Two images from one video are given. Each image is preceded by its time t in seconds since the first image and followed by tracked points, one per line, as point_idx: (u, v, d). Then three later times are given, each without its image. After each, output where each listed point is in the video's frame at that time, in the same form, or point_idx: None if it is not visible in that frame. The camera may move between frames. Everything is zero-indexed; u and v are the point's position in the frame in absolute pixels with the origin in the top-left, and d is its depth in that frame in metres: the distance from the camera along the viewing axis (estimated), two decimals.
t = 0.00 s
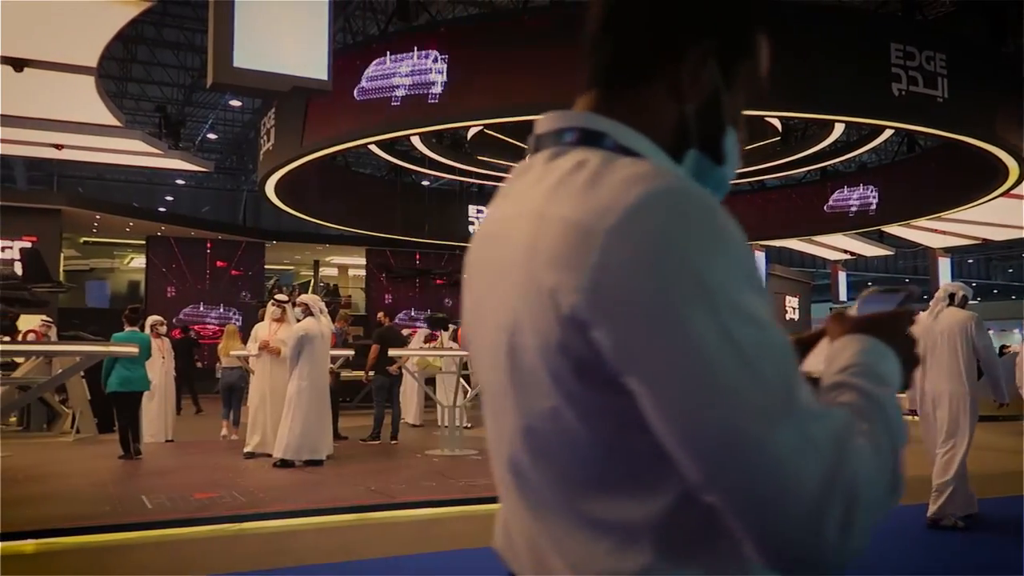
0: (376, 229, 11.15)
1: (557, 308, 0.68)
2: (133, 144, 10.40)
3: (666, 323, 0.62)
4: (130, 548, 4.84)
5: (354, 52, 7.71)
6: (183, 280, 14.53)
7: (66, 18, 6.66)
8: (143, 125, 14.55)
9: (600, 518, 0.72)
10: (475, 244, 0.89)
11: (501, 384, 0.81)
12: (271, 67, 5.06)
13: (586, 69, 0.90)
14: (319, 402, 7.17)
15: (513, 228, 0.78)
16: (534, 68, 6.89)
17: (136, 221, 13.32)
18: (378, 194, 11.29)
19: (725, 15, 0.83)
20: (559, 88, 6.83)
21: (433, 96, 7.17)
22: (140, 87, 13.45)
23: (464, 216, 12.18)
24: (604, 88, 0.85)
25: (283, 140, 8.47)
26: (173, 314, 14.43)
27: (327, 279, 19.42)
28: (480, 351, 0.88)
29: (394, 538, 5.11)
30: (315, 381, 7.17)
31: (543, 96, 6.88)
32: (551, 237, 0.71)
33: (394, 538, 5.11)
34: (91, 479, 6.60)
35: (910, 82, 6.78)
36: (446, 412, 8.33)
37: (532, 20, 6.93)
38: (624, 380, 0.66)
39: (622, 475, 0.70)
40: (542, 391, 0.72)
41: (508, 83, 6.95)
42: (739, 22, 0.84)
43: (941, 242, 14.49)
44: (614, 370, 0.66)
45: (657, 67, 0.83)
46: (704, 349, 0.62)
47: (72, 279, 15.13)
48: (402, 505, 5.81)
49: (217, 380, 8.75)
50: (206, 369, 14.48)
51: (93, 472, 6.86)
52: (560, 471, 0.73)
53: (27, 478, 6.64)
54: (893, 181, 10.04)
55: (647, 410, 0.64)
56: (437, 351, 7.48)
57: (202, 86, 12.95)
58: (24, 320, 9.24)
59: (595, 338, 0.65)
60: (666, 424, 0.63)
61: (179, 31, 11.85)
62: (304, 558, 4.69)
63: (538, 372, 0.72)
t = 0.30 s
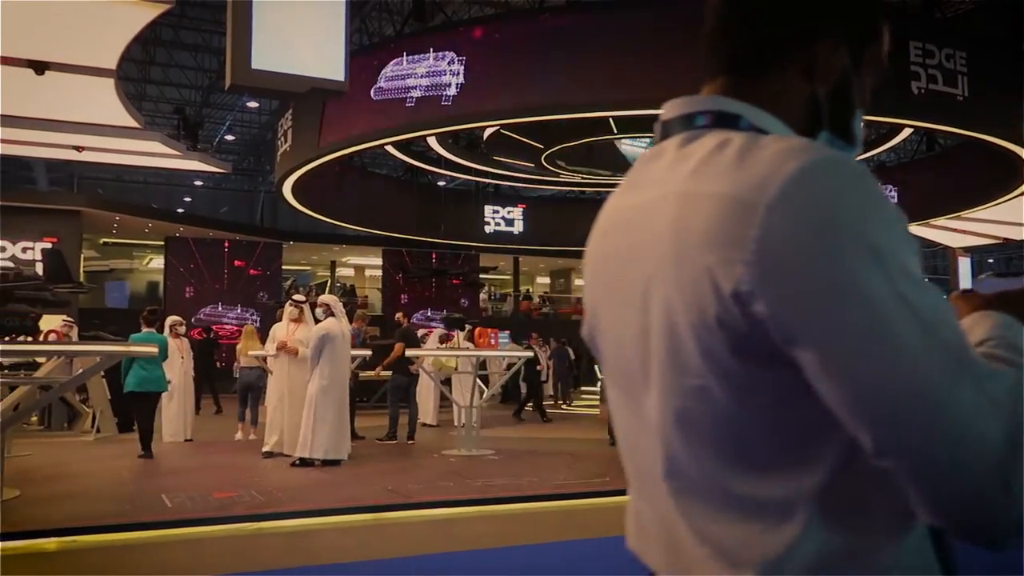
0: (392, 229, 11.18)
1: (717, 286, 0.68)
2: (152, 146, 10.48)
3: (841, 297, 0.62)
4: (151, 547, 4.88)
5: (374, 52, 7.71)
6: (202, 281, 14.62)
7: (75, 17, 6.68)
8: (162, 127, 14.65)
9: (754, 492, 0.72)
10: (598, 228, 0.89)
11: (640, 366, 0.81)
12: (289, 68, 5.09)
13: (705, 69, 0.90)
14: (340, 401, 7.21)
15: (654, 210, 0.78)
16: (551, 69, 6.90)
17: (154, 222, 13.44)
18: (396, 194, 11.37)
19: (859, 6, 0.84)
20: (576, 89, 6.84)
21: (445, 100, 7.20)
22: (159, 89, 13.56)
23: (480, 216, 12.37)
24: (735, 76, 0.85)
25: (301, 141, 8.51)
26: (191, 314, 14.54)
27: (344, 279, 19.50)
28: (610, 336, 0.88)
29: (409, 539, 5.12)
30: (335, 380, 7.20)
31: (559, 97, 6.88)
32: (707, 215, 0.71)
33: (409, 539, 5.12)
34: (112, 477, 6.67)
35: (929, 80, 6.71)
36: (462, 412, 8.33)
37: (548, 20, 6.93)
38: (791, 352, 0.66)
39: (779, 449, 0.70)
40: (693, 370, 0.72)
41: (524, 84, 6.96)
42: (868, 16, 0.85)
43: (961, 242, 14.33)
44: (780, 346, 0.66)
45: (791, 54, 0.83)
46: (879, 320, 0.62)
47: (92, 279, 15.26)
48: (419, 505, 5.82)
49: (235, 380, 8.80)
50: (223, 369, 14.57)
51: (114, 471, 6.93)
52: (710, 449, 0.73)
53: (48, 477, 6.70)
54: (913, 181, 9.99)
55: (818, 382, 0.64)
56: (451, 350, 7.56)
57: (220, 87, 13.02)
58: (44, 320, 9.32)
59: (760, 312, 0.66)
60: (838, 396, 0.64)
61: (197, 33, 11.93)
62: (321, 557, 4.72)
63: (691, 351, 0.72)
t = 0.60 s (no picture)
0: (410, 229, 11.22)
1: (852, 297, 0.78)
2: (172, 147, 10.55)
3: (968, 310, 0.72)
4: (175, 545, 4.92)
5: (392, 53, 7.73)
6: (221, 281, 14.70)
7: (80, 18, 6.67)
8: (182, 128, 14.74)
9: (890, 500, 0.80)
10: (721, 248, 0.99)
11: (769, 376, 0.91)
12: (309, 71, 5.12)
13: (820, 86, 0.98)
14: (361, 401, 7.24)
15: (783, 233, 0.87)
16: (569, 69, 6.90)
17: (173, 223, 13.53)
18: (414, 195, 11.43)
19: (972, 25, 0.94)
20: (594, 88, 6.83)
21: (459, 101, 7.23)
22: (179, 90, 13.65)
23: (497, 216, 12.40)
24: (850, 92, 0.94)
25: (320, 141, 8.55)
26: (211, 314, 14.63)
27: (362, 279, 19.57)
28: (736, 347, 0.98)
29: (431, 539, 5.13)
30: (357, 381, 7.21)
31: (578, 97, 6.88)
32: (839, 235, 0.80)
33: (431, 539, 5.13)
34: (135, 476, 6.73)
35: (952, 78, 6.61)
36: (479, 412, 8.33)
37: (566, 20, 6.94)
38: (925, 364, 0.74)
39: (908, 457, 0.78)
40: (827, 380, 0.81)
41: (543, 84, 6.97)
42: (975, 32, 0.95)
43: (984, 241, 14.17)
44: (912, 355, 0.75)
45: (903, 79, 0.92)
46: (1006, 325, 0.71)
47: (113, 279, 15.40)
48: (440, 505, 5.83)
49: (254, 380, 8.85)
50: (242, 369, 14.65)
51: (137, 470, 6.99)
52: (840, 452, 0.81)
53: (71, 476, 6.76)
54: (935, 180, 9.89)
55: (948, 388, 0.73)
56: (469, 351, 7.57)
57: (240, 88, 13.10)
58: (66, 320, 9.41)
59: (894, 323, 0.75)
60: (966, 402, 0.72)
61: (216, 34, 11.99)
62: (344, 556, 4.74)
63: (824, 361, 0.81)
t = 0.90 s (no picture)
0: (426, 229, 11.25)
1: (983, 316, 1.01)
2: (192, 148, 10.63)
3: None
4: (197, 543, 4.96)
5: (410, 53, 7.74)
6: (240, 281, 14.79)
7: (82, 18, 6.86)
8: (201, 130, 14.86)
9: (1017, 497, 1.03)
10: (839, 280, 1.23)
11: (898, 396, 1.13)
12: (329, 72, 5.14)
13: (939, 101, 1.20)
14: (380, 400, 7.27)
15: (908, 271, 1.11)
16: (587, 68, 6.90)
17: (193, 223, 13.63)
18: (432, 196, 11.47)
19: None
20: (612, 88, 6.83)
21: (473, 101, 7.24)
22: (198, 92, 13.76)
23: (514, 217, 12.34)
24: (970, 118, 1.17)
25: (338, 142, 8.59)
26: (231, 314, 14.73)
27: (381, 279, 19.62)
28: (864, 367, 1.21)
29: (449, 538, 5.14)
30: (375, 380, 7.25)
31: (595, 96, 6.87)
32: (968, 266, 1.03)
33: (449, 538, 5.15)
34: (157, 475, 6.79)
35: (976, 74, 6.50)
36: (498, 412, 8.31)
37: (583, 19, 6.93)
38: None
39: None
40: (961, 396, 1.04)
41: (560, 83, 6.97)
42: None
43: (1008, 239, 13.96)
44: None
45: (1002, 123, 1.16)
46: None
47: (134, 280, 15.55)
48: (458, 504, 5.85)
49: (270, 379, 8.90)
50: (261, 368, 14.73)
51: (158, 468, 7.05)
52: (973, 457, 1.04)
53: (93, 474, 6.83)
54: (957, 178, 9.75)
55: None
56: (487, 351, 7.57)
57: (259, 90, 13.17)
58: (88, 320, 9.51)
59: None
60: None
61: (235, 36, 12.07)
62: (363, 555, 4.77)
63: (958, 381, 1.04)
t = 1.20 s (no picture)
0: (443, 229, 11.27)
1: None
2: (211, 149, 10.70)
3: None
4: (218, 541, 5.00)
5: (427, 54, 7.76)
6: (259, 281, 14.87)
7: (82, 18, 7.02)
8: (220, 131, 14.96)
9: None
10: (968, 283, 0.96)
11: None
12: (347, 73, 5.15)
13: None
14: (397, 400, 7.29)
15: None
16: (603, 68, 6.88)
17: (212, 224, 13.73)
18: (449, 196, 11.50)
19: None
20: (629, 87, 6.80)
21: (488, 101, 7.24)
22: (217, 94, 13.86)
23: (531, 217, 12.36)
24: None
25: (356, 142, 8.61)
26: (250, 314, 14.82)
27: (398, 279, 19.68)
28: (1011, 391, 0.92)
29: (469, 538, 5.15)
30: (393, 379, 7.28)
31: (611, 96, 6.85)
32: None
33: (468, 537, 5.15)
34: (177, 474, 6.85)
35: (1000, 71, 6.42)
36: (514, 412, 8.28)
37: (599, 19, 6.92)
38: None
39: None
40: None
41: (577, 83, 6.96)
42: None
43: None
44: None
45: None
46: None
47: (154, 280, 15.70)
48: (476, 504, 5.85)
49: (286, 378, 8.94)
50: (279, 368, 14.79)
51: (178, 467, 7.11)
52: None
53: (115, 473, 6.90)
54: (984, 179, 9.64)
55: None
56: (504, 351, 7.58)
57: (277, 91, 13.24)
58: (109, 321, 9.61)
59: None
60: None
61: (253, 39, 12.13)
62: (381, 555, 4.79)
63: None
